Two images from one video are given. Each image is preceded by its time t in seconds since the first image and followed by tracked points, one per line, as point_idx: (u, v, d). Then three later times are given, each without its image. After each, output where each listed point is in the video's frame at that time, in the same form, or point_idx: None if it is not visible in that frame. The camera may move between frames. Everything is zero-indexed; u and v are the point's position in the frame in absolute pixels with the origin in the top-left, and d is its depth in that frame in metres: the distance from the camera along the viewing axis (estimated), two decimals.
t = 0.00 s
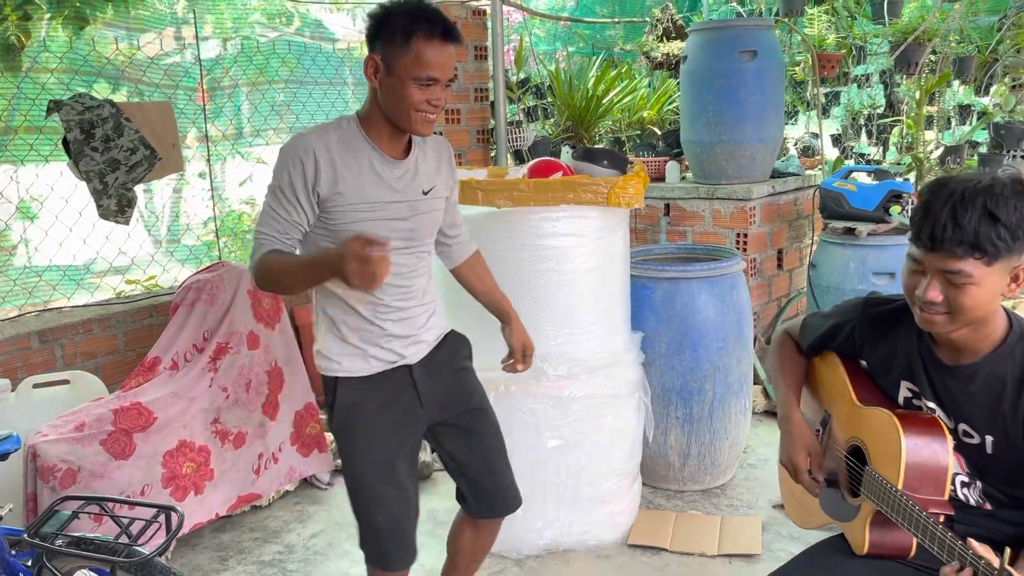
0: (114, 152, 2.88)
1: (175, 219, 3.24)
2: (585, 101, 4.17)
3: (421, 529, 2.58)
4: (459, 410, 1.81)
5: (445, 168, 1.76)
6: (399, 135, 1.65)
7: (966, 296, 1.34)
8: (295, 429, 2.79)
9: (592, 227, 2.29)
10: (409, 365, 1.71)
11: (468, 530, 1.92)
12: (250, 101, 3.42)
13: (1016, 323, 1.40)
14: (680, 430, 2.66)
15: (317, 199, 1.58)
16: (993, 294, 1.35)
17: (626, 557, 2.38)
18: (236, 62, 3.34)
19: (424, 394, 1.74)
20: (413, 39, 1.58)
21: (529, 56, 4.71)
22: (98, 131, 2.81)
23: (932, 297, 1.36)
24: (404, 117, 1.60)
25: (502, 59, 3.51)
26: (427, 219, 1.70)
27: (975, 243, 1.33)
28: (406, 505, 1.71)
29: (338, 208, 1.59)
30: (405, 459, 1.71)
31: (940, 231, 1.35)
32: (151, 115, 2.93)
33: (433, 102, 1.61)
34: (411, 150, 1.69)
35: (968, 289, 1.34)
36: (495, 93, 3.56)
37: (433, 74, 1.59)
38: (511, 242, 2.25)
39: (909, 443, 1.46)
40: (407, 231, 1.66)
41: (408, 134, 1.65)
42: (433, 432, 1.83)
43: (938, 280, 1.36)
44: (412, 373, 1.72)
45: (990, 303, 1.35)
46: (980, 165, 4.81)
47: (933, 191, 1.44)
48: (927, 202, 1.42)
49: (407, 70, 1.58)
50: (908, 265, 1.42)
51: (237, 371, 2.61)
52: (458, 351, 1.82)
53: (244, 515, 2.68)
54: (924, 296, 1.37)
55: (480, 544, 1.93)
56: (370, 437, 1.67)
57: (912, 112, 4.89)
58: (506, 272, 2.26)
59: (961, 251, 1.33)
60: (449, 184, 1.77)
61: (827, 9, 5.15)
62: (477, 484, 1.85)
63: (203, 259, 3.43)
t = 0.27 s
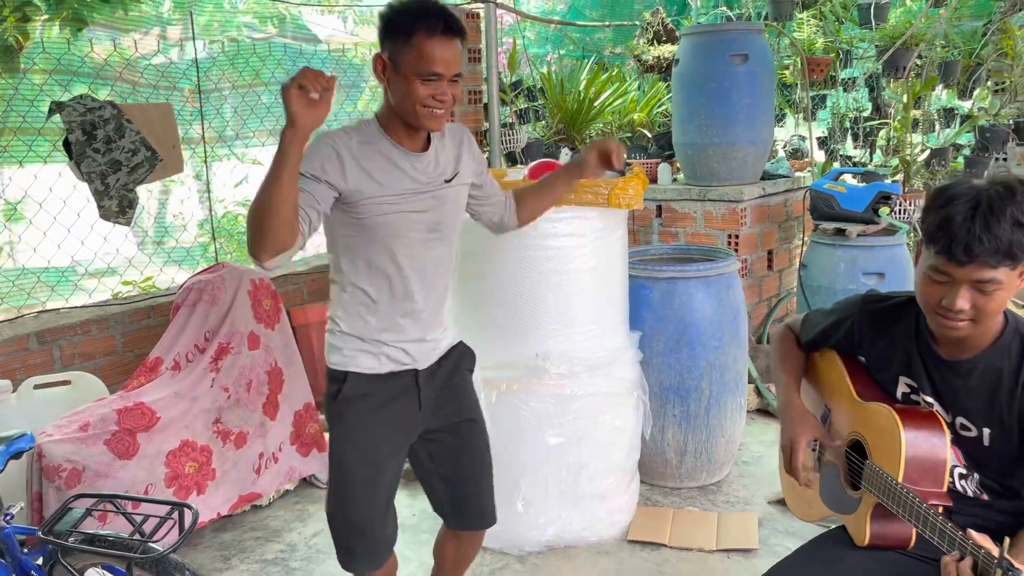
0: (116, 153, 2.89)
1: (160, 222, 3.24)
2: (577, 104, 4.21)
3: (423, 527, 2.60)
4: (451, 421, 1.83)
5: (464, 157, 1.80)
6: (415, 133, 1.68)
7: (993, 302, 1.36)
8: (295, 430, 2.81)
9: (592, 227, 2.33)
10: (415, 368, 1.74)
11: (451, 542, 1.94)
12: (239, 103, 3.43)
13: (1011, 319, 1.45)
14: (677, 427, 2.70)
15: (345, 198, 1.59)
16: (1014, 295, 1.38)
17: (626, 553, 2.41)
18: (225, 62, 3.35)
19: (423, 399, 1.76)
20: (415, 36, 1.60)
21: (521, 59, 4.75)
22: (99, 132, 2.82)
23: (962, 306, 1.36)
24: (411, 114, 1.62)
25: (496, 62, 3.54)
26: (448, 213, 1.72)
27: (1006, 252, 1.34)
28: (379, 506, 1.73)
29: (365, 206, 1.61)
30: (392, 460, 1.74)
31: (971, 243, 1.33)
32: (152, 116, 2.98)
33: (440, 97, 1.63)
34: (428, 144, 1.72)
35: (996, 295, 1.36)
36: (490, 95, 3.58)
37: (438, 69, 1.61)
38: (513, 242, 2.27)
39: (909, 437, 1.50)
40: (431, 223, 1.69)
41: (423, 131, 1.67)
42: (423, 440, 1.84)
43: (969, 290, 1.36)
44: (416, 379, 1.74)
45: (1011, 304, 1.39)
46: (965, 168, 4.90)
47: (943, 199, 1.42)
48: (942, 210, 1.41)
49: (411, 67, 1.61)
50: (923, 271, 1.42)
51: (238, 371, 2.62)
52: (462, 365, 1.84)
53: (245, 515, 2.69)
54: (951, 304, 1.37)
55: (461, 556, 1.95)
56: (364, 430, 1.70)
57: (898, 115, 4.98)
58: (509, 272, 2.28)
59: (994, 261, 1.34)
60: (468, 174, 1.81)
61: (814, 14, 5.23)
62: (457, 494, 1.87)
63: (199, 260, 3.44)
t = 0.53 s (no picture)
0: (115, 153, 2.93)
1: (146, 225, 3.22)
2: (569, 105, 4.24)
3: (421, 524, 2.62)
4: (469, 402, 1.86)
5: (464, 161, 1.81)
6: (416, 134, 1.71)
7: (991, 301, 1.40)
8: (292, 428, 2.81)
9: (589, 228, 2.36)
10: (425, 358, 1.76)
11: (486, 523, 1.98)
12: (230, 103, 3.45)
13: (1004, 317, 1.49)
14: (671, 424, 2.74)
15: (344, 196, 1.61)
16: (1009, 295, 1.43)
17: (622, 548, 2.45)
18: (219, 61, 3.35)
19: (440, 387, 1.79)
20: (410, 37, 1.64)
21: (512, 60, 4.78)
22: (97, 131, 2.86)
23: (961, 306, 1.40)
24: (407, 113, 1.65)
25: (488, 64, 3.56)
26: (448, 213, 1.73)
27: (1005, 250, 1.39)
28: (417, 497, 1.76)
29: (366, 205, 1.62)
30: (422, 451, 1.77)
31: (973, 243, 1.38)
32: (152, 117, 3.02)
33: (436, 97, 1.65)
34: (429, 146, 1.75)
35: (994, 294, 1.40)
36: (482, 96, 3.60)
37: (432, 68, 1.64)
38: (511, 241, 2.29)
39: (905, 430, 1.54)
40: (427, 225, 1.69)
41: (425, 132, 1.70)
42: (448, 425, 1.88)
43: (968, 289, 1.40)
44: (428, 368, 1.77)
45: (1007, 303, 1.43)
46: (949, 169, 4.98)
47: (942, 201, 1.48)
48: (942, 212, 1.45)
49: (408, 66, 1.65)
50: (922, 272, 1.46)
51: (236, 371, 2.64)
52: (470, 345, 1.87)
53: (243, 513, 2.71)
54: (950, 303, 1.41)
55: (495, 532, 1.99)
56: (386, 430, 1.73)
57: (884, 118, 5.05)
58: (508, 272, 2.31)
59: (994, 259, 1.38)
60: (468, 180, 1.82)
61: (802, 17, 5.30)
62: (491, 473, 1.92)
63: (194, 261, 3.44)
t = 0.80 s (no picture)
0: (103, 153, 2.91)
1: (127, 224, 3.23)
2: (554, 107, 4.28)
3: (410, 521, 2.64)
4: (450, 408, 1.89)
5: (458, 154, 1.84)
6: (412, 134, 1.73)
7: (972, 297, 1.44)
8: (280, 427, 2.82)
9: (577, 226, 2.39)
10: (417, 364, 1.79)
11: (451, 535, 2.00)
12: (205, 104, 3.47)
13: (983, 311, 1.53)
14: (658, 421, 2.78)
15: (354, 210, 1.63)
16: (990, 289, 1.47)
17: (611, 543, 2.48)
18: (197, 63, 3.40)
19: (427, 392, 1.82)
20: (403, 36, 1.66)
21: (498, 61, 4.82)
22: (87, 131, 2.83)
23: (942, 301, 1.44)
24: (402, 110, 1.67)
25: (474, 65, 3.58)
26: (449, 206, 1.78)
27: (984, 247, 1.43)
28: (393, 499, 1.77)
29: (372, 216, 1.64)
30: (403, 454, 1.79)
31: (953, 240, 1.42)
32: (139, 114, 3.00)
33: (430, 94, 1.67)
34: (424, 144, 1.77)
35: (974, 290, 1.44)
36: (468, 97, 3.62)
37: (426, 66, 1.66)
38: (501, 240, 2.32)
39: (889, 423, 1.58)
40: (431, 223, 1.73)
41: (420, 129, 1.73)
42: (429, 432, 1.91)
43: (949, 284, 1.44)
44: (419, 374, 1.80)
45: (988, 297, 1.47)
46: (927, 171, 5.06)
47: (923, 199, 1.52)
48: (924, 209, 1.49)
49: (401, 64, 1.66)
50: (906, 268, 1.50)
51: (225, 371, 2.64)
52: (459, 356, 1.90)
53: (232, 512, 2.71)
54: (932, 299, 1.45)
55: (462, 541, 2.00)
56: (375, 430, 1.75)
57: (865, 120, 5.13)
58: (498, 271, 2.33)
59: (973, 256, 1.42)
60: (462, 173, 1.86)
61: (783, 20, 5.37)
62: (462, 484, 1.93)
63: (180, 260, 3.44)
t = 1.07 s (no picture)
0: (93, 152, 2.98)
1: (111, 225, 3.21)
2: (541, 108, 4.32)
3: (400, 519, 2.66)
4: (440, 393, 1.91)
5: (444, 161, 1.86)
6: (399, 130, 1.75)
7: (950, 289, 1.49)
8: (272, 426, 2.82)
9: (566, 226, 2.42)
10: (398, 353, 1.81)
11: (468, 511, 2.03)
12: (193, 105, 3.47)
13: (960, 306, 1.58)
14: (645, 419, 2.81)
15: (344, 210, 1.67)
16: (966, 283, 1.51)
17: (599, 539, 2.51)
18: (182, 63, 3.40)
19: (411, 378, 1.84)
20: (396, 35, 1.66)
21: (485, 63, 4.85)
22: (78, 130, 2.91)
23: (923, 293, 1.49)
24: (394, 107, 1.69)
25: (461, 67, 3.60)
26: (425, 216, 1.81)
27: (963, 241, 1.47)
28: (388, 486, 1.80)
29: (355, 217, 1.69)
30: (394, 439, 1.81)
31: (933, 234, 1.46)
32: (130, 115, 3.08)
33: (423, 92, 1.70)
34: (411, 145, 1.80)
35: (953, 283, 1.48)
36: (456, 99, 3.65)
37: (420, 65, 1.68)
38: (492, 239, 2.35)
39: (875, 417, 1.62)
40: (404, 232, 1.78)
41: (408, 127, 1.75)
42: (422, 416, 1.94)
43: (929, 278, 1.48)
44: (401, 361, 1.82)
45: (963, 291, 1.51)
46: (909, 173, 5.13)
47: (906, 195, 1.56)
48: (907, 204, 1.54)
49: (393, 62, 1.67)
50: (888, 262, 1.54)
51: (215, 370, 2.66)
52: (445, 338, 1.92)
53: (223, 510, 2.72)
54: (913, 291, 1.50)
55: (478, 518, 2.03)
56: (359, 419, 1.77)
57: (847, 123, 5.21)
58: (488, 269, 2.36)
59: (952, 250, 1.47)
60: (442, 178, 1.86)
61: (767, 24, 5.44)
62: (467, 459, 1.98)
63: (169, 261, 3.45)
